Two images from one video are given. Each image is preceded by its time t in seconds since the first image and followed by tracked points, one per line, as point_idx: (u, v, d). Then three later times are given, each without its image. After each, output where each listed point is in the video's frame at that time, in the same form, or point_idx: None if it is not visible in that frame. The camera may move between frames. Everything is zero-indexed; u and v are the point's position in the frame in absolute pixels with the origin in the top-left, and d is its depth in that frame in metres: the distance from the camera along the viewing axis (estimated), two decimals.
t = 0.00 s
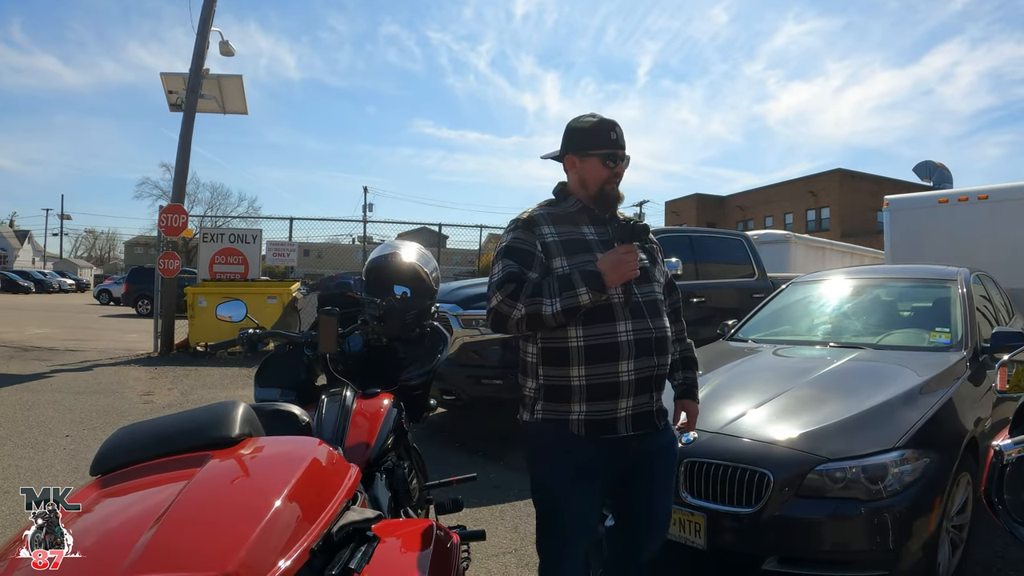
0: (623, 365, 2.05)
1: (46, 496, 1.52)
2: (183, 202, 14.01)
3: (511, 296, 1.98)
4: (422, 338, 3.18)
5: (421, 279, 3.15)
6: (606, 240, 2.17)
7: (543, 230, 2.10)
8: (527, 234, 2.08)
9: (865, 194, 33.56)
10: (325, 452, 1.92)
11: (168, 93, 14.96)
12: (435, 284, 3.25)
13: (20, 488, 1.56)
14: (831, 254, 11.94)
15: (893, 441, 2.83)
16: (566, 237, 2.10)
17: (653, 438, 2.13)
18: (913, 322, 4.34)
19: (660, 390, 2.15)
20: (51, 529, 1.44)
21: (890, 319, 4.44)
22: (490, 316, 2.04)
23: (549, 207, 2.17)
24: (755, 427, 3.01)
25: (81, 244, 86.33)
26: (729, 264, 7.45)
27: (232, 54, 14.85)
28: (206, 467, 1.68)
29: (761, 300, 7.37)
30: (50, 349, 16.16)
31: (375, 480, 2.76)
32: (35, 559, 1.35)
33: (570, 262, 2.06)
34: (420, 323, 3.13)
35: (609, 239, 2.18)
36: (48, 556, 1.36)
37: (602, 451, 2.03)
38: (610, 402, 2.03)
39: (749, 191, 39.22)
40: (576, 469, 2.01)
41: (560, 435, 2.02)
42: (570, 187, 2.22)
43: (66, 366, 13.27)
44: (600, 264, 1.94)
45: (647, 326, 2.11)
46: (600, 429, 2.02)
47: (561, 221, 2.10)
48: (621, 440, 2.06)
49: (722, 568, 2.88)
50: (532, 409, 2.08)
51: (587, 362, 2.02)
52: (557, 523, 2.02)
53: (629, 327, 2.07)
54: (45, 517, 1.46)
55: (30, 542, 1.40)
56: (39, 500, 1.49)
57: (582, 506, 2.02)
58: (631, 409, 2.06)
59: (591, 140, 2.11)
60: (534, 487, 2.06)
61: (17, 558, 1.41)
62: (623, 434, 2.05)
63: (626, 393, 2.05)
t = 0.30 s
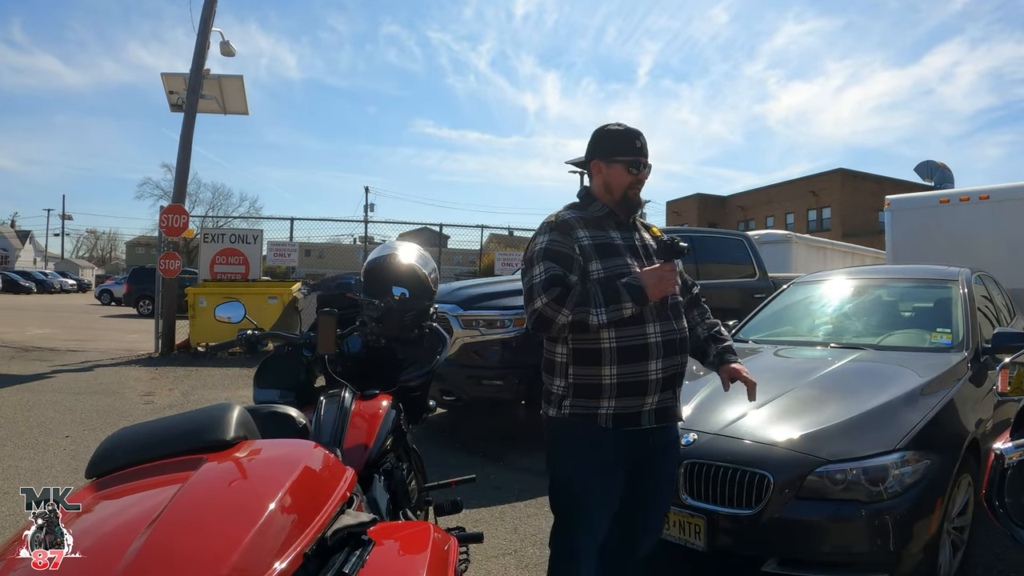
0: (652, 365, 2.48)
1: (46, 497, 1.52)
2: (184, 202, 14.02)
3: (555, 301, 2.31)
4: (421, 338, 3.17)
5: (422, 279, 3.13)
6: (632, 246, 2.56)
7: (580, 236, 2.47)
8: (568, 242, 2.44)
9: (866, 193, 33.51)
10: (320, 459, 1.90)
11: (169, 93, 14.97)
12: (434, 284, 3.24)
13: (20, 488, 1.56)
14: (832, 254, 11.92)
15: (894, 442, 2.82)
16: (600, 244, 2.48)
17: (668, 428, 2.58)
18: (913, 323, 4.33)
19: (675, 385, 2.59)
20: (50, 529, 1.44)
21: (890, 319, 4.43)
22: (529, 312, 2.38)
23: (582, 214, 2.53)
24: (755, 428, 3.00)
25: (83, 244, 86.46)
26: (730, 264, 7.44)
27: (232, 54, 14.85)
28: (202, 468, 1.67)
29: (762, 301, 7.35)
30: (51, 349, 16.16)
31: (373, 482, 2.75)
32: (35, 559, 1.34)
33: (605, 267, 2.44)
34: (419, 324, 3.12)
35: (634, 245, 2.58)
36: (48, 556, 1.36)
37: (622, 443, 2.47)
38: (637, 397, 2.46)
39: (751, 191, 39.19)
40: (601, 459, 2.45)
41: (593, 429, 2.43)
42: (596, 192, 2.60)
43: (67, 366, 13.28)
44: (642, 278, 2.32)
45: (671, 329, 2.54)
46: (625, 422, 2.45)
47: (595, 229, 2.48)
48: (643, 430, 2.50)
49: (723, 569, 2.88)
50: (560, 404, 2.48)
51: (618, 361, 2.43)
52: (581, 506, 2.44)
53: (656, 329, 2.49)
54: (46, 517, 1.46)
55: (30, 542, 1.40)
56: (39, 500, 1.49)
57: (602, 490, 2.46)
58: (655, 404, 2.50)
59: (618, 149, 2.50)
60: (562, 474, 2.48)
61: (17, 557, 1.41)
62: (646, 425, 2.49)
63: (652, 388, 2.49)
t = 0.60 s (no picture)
0: (665, 362, 2.50)
1: (46, 497, 1.51)
2: (182, 203, 13.99)
3: (581, 303, 2.32)
4: (418, 340, 3.16)
5: (419, 281, 3.13)
6: (648, 247, 2.59)
7: (599, 238, 2.49)
8: (589, 244, 2.45)
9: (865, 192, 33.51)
10: (315, 463, 1.88)
11: (167, 93, 14.94)
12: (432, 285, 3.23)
13: (20, 489, 1.56)
14: (831, 253, 11.92)
15: (894, 441, 2.81)
16: (619, 247, 2.50)
17: (677, 422, 2.61)
18: (912, 322, 4.32)
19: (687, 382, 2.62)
20: (50, 529, 1.43)
21: (889, 318, 4.42)
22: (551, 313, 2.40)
23: (600, 217, 2.56)
24: (754, 428, 2.98)
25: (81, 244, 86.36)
26: (729, 263, 7.42)
27: (231, 54, 14.83)
28: (197, 472, 1.66)
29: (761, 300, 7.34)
30: (50, 350, 16.13)
31: (371, 484, 2.74)
32: (35, 559, 1.33)
33: (625, 269, 2.46)
34: (417, 325, 3.11)
35: (649, 246, 2.60)
36: (48, 556, 1.34)
37: (635, 435, 2.48)
38: (650, 393, 2.49)
39: (750, 189, 39.18)
40: (615, 453, 2.45)
41: (607, 421, 2.46)
42: (613, 197, 2.62)
43: (66, 367, 13.25)
44: (663, 286, 2.35)
45: (684, 327, 2.57)
46: (639, 415, 2.47)
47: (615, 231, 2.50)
48: (655, 424, 2.53)
49: (721, 569, 2.86)
50: (576, 400, 2.51)
51: (633, 359, 2.45)
52: (598, 503, 2.44)
53: (670, 328, 2.51)
54: (46, 517, 1.45)
55: (30, 541, 1.39)
56: (40, 500, 1.48)
57: (619, 482, 2.46)
58: (667, 399, 2.52)
59: (636, 155, 2.53)
60: (576, 471, 2.49)
61: (17, 557, 1.40)
62: (658, 420, 2.51)
63: (665, 385, 2.51)
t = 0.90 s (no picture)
0: (661, 360, 2.47)
1: (46, 496, 1.51)
2: (178, 204, 13.95)
3: (576, 297, 2.32)
4: (410, 342, 3.15)
5: (411, 282, 3.12)
6: (647, 247, 2.58)
7: (597, 236, 2.48)
8: (586, 241, 2.45)
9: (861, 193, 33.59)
10: (304, 465, 1.86)
11: (162, 94, 14.90)
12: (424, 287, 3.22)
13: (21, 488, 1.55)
14: (826, 253, 11.94)
15: (888, 441, 2.81)
16: (616, 245, 2.49)
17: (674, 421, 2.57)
18: (906, 322, 4.32)
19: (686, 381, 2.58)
20: (50, 529, 1.43)
21: (884, 319, 4.42)
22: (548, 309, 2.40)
23: (599, 217, 2.56)
24: (749, 429, 2.98)
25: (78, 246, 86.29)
26: (724, 264, 7.42)
27: (226, 55, 14.79)
28: (187, 473, 1.64)
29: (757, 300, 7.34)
30: (45, 352, 16.08)
31: (363, 486, 2.72)
32: (35, 558, 1.33)
33: (621, 268, 2.45)
34: (409, 327, 3.10)
35: (648, 246, 2.59)
36: (48, 556, 1.34)
37: (631, 434, 2.47)
38: (646, 390, 2.46)
39: (746, 191, 39.25)
40: (612, 452, 2.45)
41: (602, 419, 2.45)
42: (613, 199, 2.62)
43: (61, 369, 13.20)
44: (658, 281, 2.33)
45: (682, 326, 2.54)
46: (635, 414, 2.45)
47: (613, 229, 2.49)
48: (651, 423, 2.50)
49: (716, 570, 2.86)
50: (574, 397, 2.50)
51: (629, 356, 2.43)
52: (594, 500, 2.44)
53: (667, 326, 2.49)
54: (46, 517, 1.45)
55: (32, 541, 1.39)
56: (40, 500, 1.48)
57: (615, 482, 2.46)
58: (664, 397, 2.49)
59: (636, 157, 2.53)
60: (572, 469, 2.50)
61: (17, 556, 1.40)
62: (655, 418, 2.48)
63: (660, 383, 2.48)
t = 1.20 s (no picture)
0: (662, 365, 2.44)
1: (46, 496, 1.47)
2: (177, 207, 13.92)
3: (575, 299, 2.29)
4: (408, 346, 3.11)
5: (409, 287, 3.07)
6: (648, 251, 2.55)
7: (597, 239, 2.45)
8: (586, 243, 2.42)
9: (861, 198, 33.60)
10: (296, 473, 1.83)
11: (162, 97, 14.88)
12: (422, 291, 3.18)
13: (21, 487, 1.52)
14: (826, 258, 11.93)
15: (891, 448, 2.78)
16: (617, 249, 2.46)
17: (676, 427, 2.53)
18: (908, 328, 4.29)
19: (687, 388, 2.55)
20: (49, 529, 1.40)
21: (885, 325, 4.39)
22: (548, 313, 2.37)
23: (600, 220, 2.53)
24: (749, 436, 2.95)
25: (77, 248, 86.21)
26: (724, 268, 7.40)
27: (227, 57, 14.78)
28: (175, 480, 1.60)
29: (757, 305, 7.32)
30: (42, 354, 16.03)
31: (359, 492, 2.69)
32: (35, 559, 1.30)
33: (621, 271, 2.42)
34: (406, 333, 3.07)
35: (650, 250, 2.56)
36: (48, 556, 1.31)
37: (631, 439, 2.43)
38: (647, 395, 2.42)
39: (746, 195, 39.25)
40: (612, 457, 2.42)
41: (602, 423, 2.41)
42: (614, 203, 2.60)
43: (58, 371, 13.17)
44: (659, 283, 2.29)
45: (683, 331, 2.51)
46: (636, 419, 2.41)
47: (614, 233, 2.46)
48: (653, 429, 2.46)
49: None
50: (574, 402, 2.47)
51: (629, 360, 2.40)
52: (595, 507, 2.41)
53: (668, 331, 2.45)
54: (45, 517, 1.42)
55: (30, 542, 1.35)
56: (39, 499, 1.45)
57: (616, 488, 2.42)
58: (665, 402, 2.45)
59: (637, 160, 2.50)
60: (573, 474, 2.46)
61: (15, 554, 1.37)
62: (656, 424, 2.45)
63: (661, 388, 2.44)
